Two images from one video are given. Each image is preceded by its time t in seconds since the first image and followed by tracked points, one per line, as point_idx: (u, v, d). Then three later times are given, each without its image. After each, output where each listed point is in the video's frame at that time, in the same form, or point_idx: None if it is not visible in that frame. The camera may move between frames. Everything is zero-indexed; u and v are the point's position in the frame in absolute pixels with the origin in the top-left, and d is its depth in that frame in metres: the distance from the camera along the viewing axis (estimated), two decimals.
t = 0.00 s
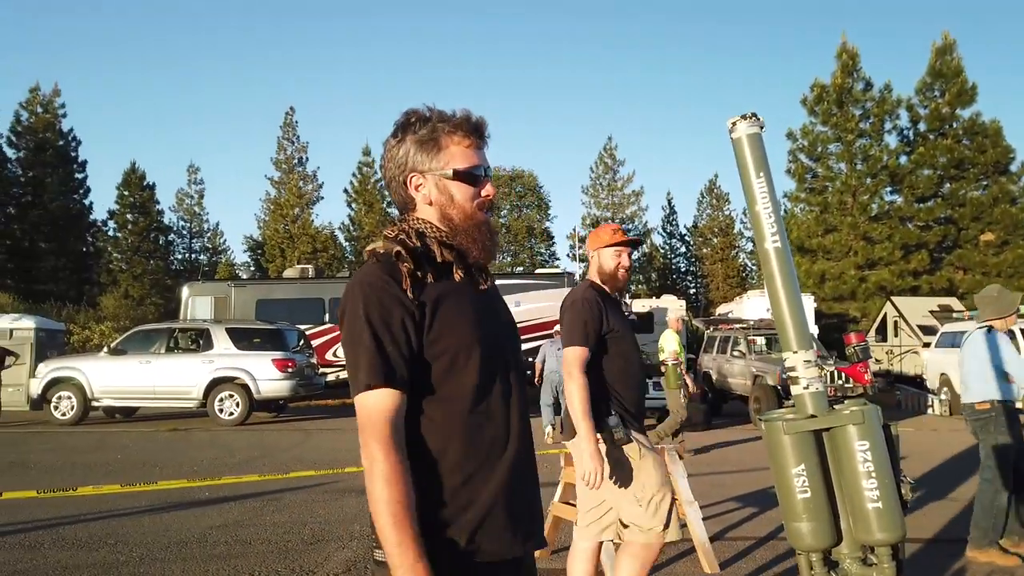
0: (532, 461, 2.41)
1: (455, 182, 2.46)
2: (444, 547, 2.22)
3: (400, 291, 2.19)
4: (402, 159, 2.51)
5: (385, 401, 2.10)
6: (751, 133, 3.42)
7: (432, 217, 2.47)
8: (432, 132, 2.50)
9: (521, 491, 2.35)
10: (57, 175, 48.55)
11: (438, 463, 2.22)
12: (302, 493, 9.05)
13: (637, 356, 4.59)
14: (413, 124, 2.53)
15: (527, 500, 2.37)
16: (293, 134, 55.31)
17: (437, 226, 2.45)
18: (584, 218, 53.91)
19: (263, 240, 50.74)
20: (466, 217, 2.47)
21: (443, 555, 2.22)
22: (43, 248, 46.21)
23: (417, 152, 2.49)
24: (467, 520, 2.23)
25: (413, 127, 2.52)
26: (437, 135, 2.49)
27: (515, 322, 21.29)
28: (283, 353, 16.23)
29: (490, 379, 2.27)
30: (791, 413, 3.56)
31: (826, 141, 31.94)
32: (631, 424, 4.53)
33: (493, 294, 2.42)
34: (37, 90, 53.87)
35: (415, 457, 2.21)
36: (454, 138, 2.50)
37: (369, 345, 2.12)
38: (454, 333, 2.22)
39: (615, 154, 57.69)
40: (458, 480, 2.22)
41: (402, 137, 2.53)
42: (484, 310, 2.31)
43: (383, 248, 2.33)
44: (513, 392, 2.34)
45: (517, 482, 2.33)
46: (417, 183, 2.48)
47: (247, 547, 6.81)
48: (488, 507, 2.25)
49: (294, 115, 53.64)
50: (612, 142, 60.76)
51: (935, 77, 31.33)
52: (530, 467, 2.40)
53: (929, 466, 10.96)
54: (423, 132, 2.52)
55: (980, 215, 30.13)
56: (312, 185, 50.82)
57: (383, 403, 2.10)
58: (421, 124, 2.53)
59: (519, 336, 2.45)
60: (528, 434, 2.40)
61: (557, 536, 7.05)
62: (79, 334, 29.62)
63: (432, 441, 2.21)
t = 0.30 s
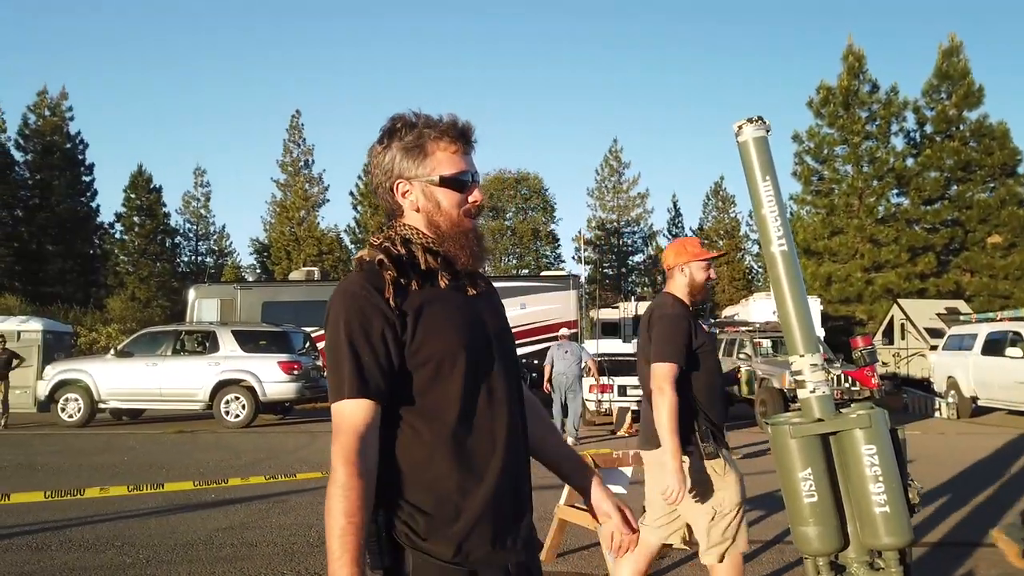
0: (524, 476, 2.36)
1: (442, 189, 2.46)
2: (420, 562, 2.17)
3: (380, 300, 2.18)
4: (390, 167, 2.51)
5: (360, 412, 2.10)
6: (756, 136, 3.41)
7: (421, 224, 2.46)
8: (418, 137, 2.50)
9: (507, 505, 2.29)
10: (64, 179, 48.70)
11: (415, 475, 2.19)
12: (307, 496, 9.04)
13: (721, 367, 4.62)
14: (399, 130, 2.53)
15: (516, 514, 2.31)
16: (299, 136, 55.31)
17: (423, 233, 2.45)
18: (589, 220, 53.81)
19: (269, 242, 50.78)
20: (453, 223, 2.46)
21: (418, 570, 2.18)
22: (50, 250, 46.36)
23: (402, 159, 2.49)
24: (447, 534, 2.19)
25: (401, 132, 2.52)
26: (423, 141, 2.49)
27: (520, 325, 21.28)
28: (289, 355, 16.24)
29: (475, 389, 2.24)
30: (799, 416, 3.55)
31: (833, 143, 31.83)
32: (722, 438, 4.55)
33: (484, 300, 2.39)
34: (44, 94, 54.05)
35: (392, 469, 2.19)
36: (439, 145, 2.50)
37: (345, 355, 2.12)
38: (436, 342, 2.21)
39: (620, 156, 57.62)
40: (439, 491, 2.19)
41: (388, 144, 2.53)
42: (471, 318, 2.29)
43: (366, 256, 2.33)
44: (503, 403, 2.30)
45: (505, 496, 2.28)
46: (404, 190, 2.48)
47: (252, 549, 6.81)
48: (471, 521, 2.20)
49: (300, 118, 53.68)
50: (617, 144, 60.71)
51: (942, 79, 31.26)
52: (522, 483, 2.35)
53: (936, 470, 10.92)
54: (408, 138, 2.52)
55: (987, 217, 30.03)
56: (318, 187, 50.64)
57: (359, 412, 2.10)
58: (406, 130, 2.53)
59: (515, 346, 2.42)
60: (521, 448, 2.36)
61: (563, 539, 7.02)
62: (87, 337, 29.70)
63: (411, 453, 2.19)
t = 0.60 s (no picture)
0: (519, 480, 2.33)
1: (438, 195, 2.46)
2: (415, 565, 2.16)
3: (374, 306, 2.20)
4: (387, 173, 2.52)
5: (358, 416, 2.12)
6: (762, 139, 3.36)
7: (419, 230, 2.47)
8: (414, 143, 2.50)
9: (504, 510, 2.27)
10: (69, 181, 48.81)
11: (410, 478, 2.19)
12: (313, 498, 9.05)
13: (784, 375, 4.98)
14: (395, 136, 2.53)
15: (510, 518, 2.28)
16: (303, 139, 55.39)
17: (420, 239, 2.44)
18: (594, 222, 53.82)
19: (273, 244, 50.87)
20: (450, 229, 2.46)
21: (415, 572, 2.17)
22: (55, 253, 46.57)
23: (400, 166, 2.50)
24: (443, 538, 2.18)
25: (399, 137, 2.53)
26: (419, 147, 2.49)
27: (524, 327, 21.27)
28: (293, 358, 16.26)
29: (468, 392, 2.23)
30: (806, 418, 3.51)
31: (837, 145, 31.84)
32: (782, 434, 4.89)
33: (482, 302, 2.38)
34: (50, 97, 54.21)
35: (388, 472, 2.19)
36: (435, 150, 2.49)
37: (340, 357, 2.14)
38: (431, 345, 2.21)
39: (624, 159, 57.65)
40: (434, 494, 2.18)
41: (384, 151, 2.53)
42: (465, 321, 2.27)
43: (363, 261, 2.34)
44: (497, 405, 2.28)
45: (499, 498, 2.25)
46: (401, 197, 2.49)
47: (255, 552, 6.81)
48: (466, 524, 2.18)
49: (304, 121, 53.79)
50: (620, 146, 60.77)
51: (946, 81, 31.23)
52: (519, 486, 2.34)
53: (941, 473, 10.87)
54: (404, 144, 2.52)
55: (992, 219, 30.00)
56: (323, 189, 50.50)
57: (356, 416, 2.12)
58: (403, 136, 2.52)
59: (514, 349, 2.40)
60: (517, 451, 2.33)
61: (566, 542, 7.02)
62: (92, 339, 29.76)
63: (406, 455, 2.19)
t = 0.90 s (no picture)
0: (520, 485, 2.33)
1: (440, 192, 2.47)
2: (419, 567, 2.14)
3: (383, 302, 2.19)
4: (389, 172, 2.51)
5: (368, 407, 2.10)
6: (767, 139, 3.32)
7: (423, 227, 2.47)
8: (417, 141, 2.50)
9: (506, 514, 2.26)
10: (72, 182, 48.73)
11: (417, 475, 2.17)
12: (315, 500, 9.04)
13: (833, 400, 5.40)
14: (398, 135, 2.53)
15: (512, 521, 2.28)
16: (305, 140, 55.32)
17: (425, 235, 2.45)
18: (596, 223, 53.76)
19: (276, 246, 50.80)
20: (454, 224, 2.47)
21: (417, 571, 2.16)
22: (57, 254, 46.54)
23: (401, 163, 2.49)
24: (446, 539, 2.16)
25: (401, 137, 2.53)
26: (421, 144, 2.50)
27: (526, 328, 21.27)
28: (295, 359, 16.27)
29: (474, 395, 2.22)
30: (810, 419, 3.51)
31: (840, 147, 31.80)
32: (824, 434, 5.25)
33: (485, 302, 2.38)
34: (53, 99, 54.19)
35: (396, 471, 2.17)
36: (436, 148, 2.50)
37: (350, 348, 2.12)
38: (439, 342, 2.20)
39: (627, 161, 57.62)
40: (440, 495, 2.17)
41: (386, 150, 2.53)
42: (471, 321, 2.26)
43: (370, 258, 2.34)
44: (501, 408, 2.28)
45: (500, 503, 2.24)
46: (404, 195, 2.49)
47: (257, 554, 6.80)
48: (468, 528, 2.17)
49: (306, 122, 53.74)
50: (622, 148, 60.81)
51: (949, 82, 31.19)
52: (520, 489, 2.34)
53: (944, 475, 10.86)
54: (406, 143, 2.52)
55: (996, 221, 29.95)
56: (325, 191, 50.29)
57: (367, 410, 2.10)
58: (403, 135, 2.53)
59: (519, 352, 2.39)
60: (518, 456, 2.33)
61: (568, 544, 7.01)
62: (93, 340, 29.76)
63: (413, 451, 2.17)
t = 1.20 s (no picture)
0: (525, 480, 2.33)
1: (403, 183, 2.43)
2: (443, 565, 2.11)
3: (376, 304, 2.17)
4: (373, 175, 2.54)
5: (374, 406, 2.07)
6: (771, 137, 3.41)
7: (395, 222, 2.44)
8: (388, 142, 2.52)
9: (511, 515, 2.24)
10: (73, 182, 48.70)
11: (428, 475, 2.15)
12: (315, 501, 9.04)
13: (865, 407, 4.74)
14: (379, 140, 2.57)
15: (515, 524, 2.25)
16: (306, 141, 55.30)
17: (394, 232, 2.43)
18: (597, 224, 53.78)
19: (277, 246, 50.84)
20: (410, 217, 2.41)
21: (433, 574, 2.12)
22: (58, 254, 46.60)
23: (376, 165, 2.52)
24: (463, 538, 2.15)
25: (382, 138, 2.57)
26: (391, 140, 2.51)
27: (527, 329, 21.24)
28: (295, 359, 16.26)
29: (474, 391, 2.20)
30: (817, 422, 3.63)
31: (841, 147, 31.83)
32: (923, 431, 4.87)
33: (477, 299, 2.37)
34: (54, 99, 54.19)
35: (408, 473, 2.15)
36: (405, 142, 2.50)
37: (350, 349, 2.09)
38: (433, 340, 2.18)
39: (627, 162, 57.67)
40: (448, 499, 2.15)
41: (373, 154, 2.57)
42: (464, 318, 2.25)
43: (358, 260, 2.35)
44: (502, 405, 2.27)
45: (508, 499, 2.24)
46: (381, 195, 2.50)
47: (255, 555, 6.78)
48: (482, 523, 2.16)
49: (307, 123, 53.73)
50: (622, 149, 60.91)
51: (950, 83, 31.19)
52: (521, 494, 2.32)
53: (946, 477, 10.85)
54: (384, 144, 2.54)
55: (997, 222, 29.93)
56: (326, 191, 50.26)
57: (374, 408, 2.07)
58: (383, 138, 2.55)
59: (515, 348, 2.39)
60: (520, 452, 2.33)
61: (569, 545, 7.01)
62: (94, 341, 29.76)
63: (421, 450, 2.15)
